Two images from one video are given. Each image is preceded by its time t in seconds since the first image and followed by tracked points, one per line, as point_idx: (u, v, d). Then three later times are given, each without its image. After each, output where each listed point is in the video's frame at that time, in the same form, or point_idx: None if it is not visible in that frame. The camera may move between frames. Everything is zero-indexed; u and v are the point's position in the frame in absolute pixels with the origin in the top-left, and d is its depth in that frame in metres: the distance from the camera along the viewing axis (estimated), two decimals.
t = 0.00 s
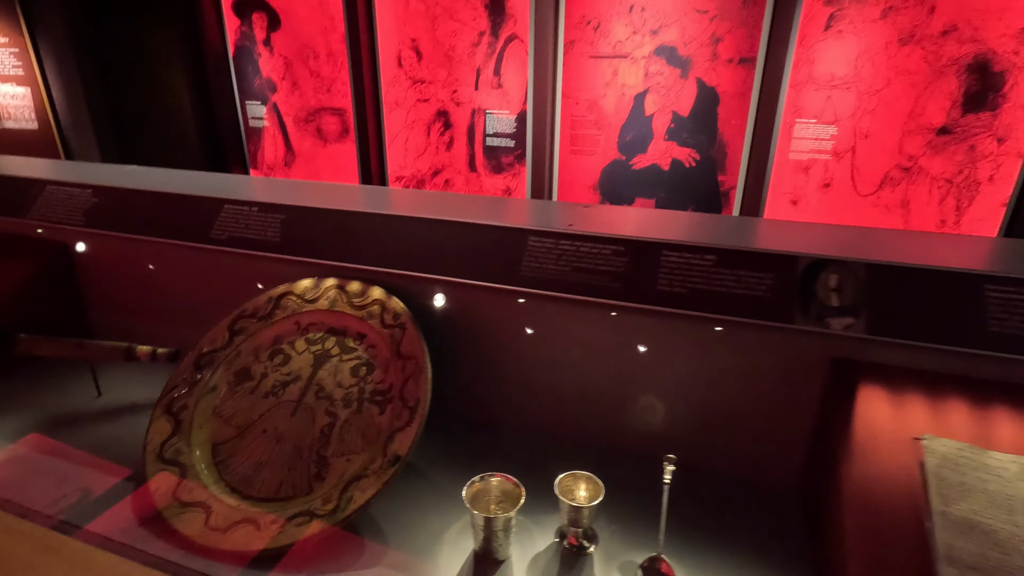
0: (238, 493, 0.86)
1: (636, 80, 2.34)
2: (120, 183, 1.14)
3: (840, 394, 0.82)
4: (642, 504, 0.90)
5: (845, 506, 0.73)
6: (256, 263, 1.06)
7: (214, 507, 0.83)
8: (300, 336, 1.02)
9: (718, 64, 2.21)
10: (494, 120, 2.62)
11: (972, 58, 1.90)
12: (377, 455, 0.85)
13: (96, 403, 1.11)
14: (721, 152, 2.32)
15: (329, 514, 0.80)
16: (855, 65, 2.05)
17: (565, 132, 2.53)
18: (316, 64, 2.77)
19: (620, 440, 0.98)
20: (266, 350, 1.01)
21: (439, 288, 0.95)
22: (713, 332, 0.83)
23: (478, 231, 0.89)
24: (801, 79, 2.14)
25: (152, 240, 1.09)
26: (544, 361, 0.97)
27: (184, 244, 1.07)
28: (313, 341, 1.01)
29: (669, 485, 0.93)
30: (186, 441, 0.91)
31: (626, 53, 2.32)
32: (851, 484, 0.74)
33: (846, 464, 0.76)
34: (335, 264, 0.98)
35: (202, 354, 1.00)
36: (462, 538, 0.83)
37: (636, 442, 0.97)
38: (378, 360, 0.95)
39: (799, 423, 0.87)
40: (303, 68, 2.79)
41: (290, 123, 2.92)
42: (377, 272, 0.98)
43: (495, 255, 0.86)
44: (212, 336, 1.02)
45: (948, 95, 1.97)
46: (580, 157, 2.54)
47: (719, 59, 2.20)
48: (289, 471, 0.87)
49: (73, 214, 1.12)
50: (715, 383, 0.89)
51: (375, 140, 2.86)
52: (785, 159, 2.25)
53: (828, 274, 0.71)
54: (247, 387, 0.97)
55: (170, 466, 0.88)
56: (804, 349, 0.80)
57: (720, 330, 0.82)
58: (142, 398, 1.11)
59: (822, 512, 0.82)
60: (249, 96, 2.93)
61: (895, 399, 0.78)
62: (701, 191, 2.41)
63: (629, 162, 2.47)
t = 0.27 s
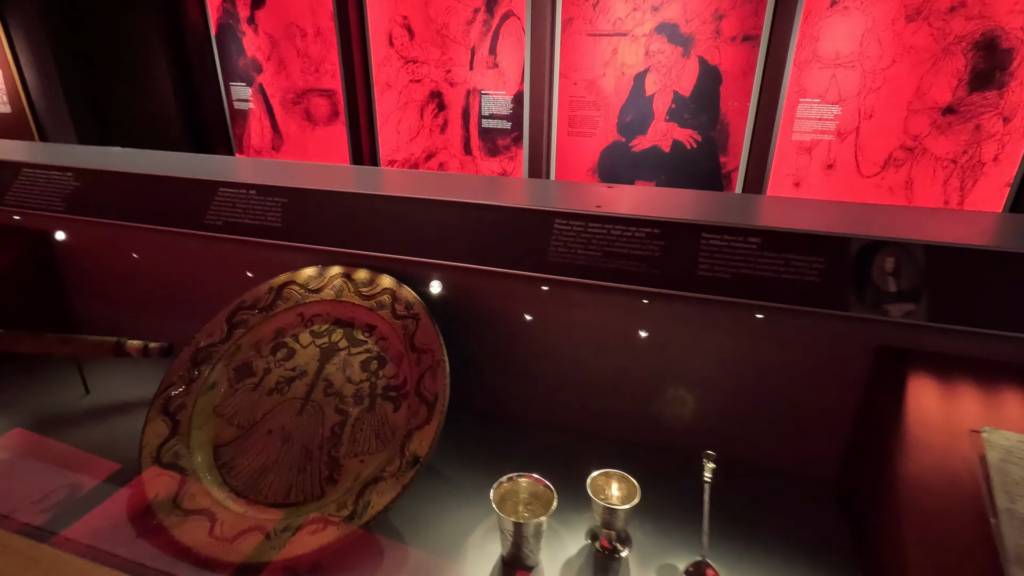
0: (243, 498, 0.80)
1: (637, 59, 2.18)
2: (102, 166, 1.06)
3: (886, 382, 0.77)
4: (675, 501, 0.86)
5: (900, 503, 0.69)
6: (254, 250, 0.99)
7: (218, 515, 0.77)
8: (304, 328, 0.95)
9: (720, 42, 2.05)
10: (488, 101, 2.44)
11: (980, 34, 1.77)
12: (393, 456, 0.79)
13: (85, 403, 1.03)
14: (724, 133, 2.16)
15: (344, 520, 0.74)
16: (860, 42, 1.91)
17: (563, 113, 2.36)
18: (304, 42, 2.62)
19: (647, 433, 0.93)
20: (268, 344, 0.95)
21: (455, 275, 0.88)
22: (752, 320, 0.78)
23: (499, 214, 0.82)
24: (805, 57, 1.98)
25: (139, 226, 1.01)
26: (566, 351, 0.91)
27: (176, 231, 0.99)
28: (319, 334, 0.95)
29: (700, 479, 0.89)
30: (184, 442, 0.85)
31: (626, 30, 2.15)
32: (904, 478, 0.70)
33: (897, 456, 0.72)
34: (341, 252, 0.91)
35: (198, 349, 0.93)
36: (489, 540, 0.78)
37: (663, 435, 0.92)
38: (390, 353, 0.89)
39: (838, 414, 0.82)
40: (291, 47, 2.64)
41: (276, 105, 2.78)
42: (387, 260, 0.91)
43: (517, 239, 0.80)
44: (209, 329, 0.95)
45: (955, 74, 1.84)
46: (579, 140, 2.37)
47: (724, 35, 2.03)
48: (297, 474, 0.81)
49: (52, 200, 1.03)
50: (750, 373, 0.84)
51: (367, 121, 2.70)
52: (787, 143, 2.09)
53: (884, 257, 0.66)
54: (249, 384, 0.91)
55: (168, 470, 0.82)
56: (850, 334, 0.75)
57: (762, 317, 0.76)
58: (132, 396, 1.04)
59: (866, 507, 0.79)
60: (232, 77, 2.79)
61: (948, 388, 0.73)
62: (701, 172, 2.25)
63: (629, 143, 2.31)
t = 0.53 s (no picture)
0: (239, 520, 0.72)
1: (636, 39, 1.99)
2: (70, 152, 0.96)
3: (937, 381, 0.72)
4: (709, 510, 0.81)
5: (966, 513, 0.64)
6: (244, 244, 0.90)
7: (212, 541, 0.70)
8: (300, 329, 0.87)
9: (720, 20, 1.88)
10: (481, 83, 2.23)
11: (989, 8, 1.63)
12: (403, 472, 0.72)
13: (63, 413, 0.96)
14: (722, 116, 1.99)
15: (352, 545, 0.67)
16: (865, 18, 1.74)
17: (559, 96, 2.16)
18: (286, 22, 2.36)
19: (674, 435, 0.86)
20: (261, 348, 0.86)
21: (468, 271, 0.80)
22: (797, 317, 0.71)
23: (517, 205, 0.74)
24: (809, 35, 1.81)
25: (116, 220, 0.92)
26: (588, 351, 0.84)
27: (156, 225, 0.90)
28: (317, 335, 0.87)
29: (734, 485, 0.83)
30: (171, 459, 0.77)
31: (625, 7, 1.96)
32: (969, 486, 0.65)
33: (958, 464, 0.67)
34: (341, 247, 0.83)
35: (184, 354, 0.85)
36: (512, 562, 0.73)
37: (691, 438, 0.86)
38: (396, 356, 0.82)
39: (883, 415, 0.77)
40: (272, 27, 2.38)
41: (260, 91, 2.51)
42: (391, 255, 0.83)
43: (538, 231, 0.72)
44: (195, 333, 0.87)
45: (961, 57, 1.69)
46: (575, 125, 2.18)
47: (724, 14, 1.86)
48: (298, 492, 0.74)
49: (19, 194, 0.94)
50: (788, 373, 0.78)
51: (356, 106, 2.45)
52: (789, 126, 1.93)
53: (952, 247, 0.59)
54: (241, 392, 0.83)
55: (154, 491, 0.74)
56: (905, 331, 0.69)
57: (808, 314, 0.69)
58: (113, 404, 0.97)
59: (920, 514, 0.73)
60: (211, 58, 2.51)
61: (1010, 389, 0.65)
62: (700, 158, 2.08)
63: (626, 127, 2.12)
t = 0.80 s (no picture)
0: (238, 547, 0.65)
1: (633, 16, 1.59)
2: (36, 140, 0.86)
3: (992, 381, 0.67)
4: (748, 518, 0.76)
5: None
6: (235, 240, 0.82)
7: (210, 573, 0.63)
8: (299, 333, 0.80)
9: None
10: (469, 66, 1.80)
11: None
12: (420, 491, 0.65)
13: (38, 425, 0.88)
14: (726, 99, 1.61)
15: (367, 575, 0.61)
16: None
17: (551, 77, 1.73)
18: None
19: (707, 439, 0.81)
20: (256, 354, 0.79)
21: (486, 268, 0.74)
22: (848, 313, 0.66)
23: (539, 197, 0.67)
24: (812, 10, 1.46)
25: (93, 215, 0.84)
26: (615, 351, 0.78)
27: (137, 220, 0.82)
28: (318, 340, 0.79)
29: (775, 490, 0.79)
30: (160, 480, 0.70)
31: None
32: None
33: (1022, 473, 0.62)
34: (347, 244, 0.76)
35: (171, 363, 0.77)
36: None
37: (725, 444, 0.80)
38: (407, 361, 0.75)
39: (932, 419, 0.72)
40: None
41: (239, 74, 2.01)
42: (400, 252, 0.76)
43: (569, 226, 0.66)
44: (182, 339, 0.79)
45: (966, 29, 1.37)
46: (572, 111, 1.76)
47: None
48: (303, 515, 0.67)
49: None
50: (832, 375, 0.73)
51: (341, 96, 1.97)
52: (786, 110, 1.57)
53: None
54: (236, 403, 0.76)
55: (142, 516, 0.67)
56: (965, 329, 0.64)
57: (863, 311, 0.65)
58: (94, 416, 0.89)
59: (978, 523, 0.69)
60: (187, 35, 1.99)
61: None
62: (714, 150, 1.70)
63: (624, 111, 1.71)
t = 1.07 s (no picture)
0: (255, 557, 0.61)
1: None
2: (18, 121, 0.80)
3: None
4: (787, 511, 0.73)
5: None
6: (237, 226, 0.77)
7: None
8: (312, 327, 0.75)
9: None
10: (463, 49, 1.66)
11: None
12: (450, 494, 0.61)
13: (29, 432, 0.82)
14: (728, 83, 1.50)
15: None
16: None
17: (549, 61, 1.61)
18: None
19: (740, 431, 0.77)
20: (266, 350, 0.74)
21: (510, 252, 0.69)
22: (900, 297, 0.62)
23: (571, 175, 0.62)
24: None
25: (88, 200, 0.78)
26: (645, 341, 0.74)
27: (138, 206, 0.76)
28: (331, 334, 0.75)
29: (811, 486, 0.75)
30: (166, 486, 0.65)
31: None
32: None
33: None
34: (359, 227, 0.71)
35: (175, 360, 0.72)
36: None
37: (758, 438, 0.77)
38: (428, 356, 0.71)
39: (981, 407, 0.68)
40: None
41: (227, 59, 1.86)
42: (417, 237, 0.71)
43: (602, 207, 0.61)
44: (185, 334, 0.74)
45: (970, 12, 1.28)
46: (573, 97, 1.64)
47: None
48: (323, 521, 0.63)
49: None
50: (873, 365, 0.69)
51: (333, 77, 1.82)
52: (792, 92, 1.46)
53: None
54: (246, 403, 0.71)
55: (148, 526, 0.62)
56: None
57: (915, 297, 0.61)
58: (88, 418, 0.83)
59: None
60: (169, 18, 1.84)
61: None
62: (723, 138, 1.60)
63: (623, 97, 1.60)
